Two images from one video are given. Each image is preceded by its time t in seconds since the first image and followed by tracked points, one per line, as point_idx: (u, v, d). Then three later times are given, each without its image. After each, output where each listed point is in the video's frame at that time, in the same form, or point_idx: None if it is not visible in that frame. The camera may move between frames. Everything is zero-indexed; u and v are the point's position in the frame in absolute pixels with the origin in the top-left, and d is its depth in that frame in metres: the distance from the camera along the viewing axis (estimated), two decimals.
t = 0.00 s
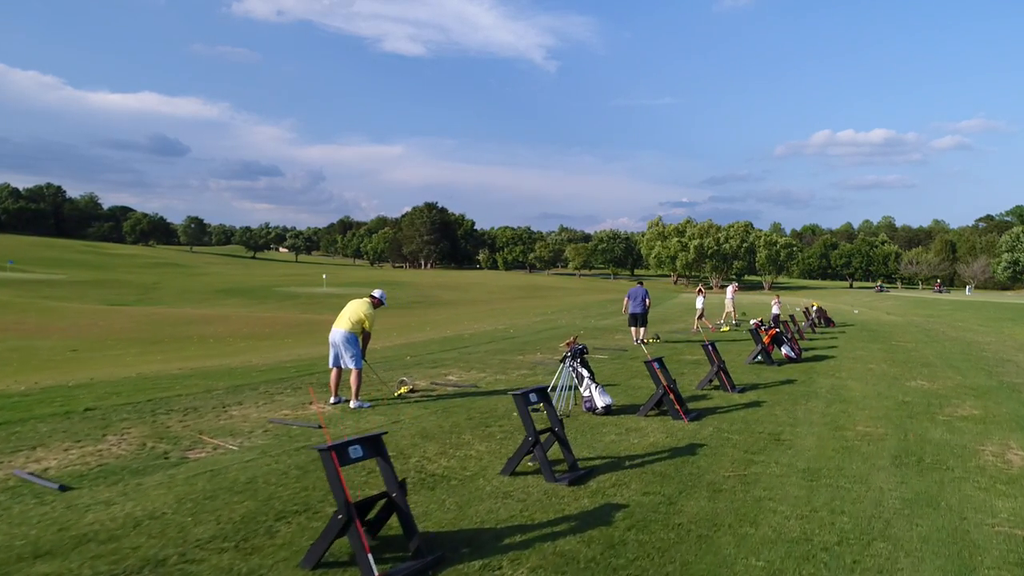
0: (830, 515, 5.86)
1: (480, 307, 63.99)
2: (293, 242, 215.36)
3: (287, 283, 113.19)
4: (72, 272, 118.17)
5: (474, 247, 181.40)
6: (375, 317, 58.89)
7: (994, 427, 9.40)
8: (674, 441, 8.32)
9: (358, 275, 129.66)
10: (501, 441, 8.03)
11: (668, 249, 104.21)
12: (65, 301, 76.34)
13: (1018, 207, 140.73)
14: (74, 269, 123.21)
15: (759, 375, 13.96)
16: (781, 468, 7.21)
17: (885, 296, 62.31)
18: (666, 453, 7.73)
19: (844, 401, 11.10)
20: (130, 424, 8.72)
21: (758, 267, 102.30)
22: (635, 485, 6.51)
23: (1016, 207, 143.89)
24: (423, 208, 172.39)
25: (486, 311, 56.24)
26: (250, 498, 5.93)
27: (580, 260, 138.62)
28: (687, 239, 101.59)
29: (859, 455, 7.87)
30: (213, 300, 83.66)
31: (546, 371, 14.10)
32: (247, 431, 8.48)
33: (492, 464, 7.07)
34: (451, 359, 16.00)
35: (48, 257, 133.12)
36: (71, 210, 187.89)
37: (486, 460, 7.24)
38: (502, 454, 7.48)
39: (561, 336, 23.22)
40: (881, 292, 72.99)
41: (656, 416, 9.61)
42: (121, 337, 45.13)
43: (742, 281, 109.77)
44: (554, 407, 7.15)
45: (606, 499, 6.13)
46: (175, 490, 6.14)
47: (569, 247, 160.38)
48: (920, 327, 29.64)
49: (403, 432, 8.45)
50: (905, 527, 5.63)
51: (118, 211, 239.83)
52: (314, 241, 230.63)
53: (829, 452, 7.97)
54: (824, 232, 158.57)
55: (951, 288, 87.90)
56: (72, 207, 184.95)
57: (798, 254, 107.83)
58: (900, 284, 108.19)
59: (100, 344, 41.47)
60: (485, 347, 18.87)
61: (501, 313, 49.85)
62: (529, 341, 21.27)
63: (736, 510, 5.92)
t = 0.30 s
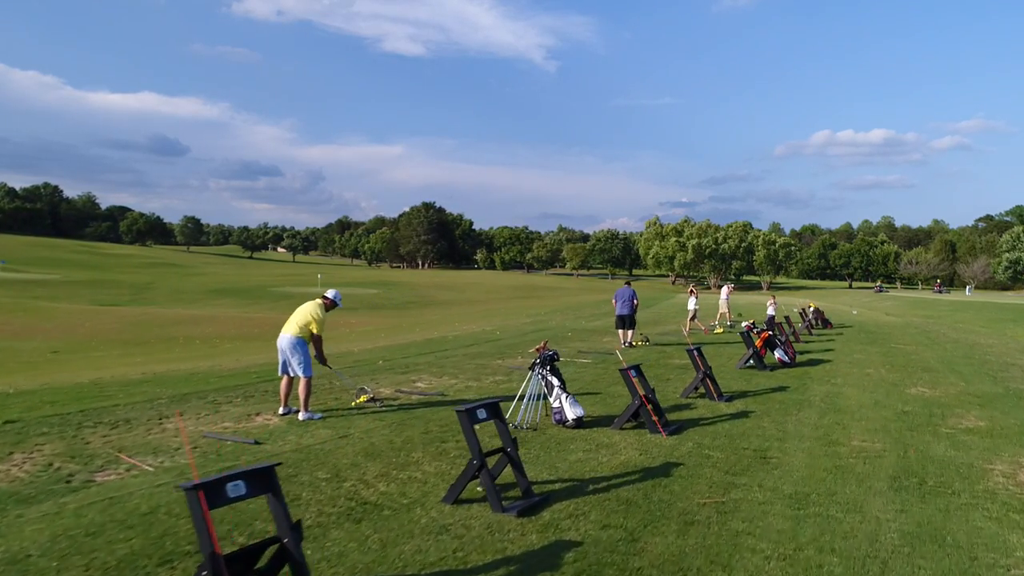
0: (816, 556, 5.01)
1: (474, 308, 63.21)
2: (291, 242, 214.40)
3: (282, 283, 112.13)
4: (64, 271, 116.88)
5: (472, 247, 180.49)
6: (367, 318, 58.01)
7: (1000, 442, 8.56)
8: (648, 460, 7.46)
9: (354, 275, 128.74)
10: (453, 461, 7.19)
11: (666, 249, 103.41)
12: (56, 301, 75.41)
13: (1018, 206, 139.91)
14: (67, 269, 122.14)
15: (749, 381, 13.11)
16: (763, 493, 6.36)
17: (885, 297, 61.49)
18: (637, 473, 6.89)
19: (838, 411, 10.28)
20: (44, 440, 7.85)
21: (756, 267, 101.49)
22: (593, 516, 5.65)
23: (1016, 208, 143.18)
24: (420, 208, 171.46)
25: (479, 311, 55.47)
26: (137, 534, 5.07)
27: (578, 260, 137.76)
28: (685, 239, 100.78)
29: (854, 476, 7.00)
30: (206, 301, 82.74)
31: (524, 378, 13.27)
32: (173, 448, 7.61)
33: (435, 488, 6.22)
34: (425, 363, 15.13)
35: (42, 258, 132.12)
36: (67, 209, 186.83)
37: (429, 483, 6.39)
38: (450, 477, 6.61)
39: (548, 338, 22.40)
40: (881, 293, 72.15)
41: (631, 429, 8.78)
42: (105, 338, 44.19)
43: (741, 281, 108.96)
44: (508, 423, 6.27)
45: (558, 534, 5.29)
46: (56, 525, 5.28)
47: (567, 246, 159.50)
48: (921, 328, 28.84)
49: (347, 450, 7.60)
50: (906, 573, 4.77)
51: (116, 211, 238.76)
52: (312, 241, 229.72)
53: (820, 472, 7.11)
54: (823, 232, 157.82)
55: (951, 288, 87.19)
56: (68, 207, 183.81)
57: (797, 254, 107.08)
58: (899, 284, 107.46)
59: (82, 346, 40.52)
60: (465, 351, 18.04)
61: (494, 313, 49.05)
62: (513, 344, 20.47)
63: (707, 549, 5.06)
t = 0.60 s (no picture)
0: None
1: (467, 309, 62.31)
2: (288, 242, 213.31)
3: (277, 283, 111.04)
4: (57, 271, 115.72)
5: (469, 247, 179.49)
6: (359, 318, 57.05)
7: (1011, 461, 7.69)
8: (617, 484, 6.59)
9: (351, 275, 127.77)
10: (393, 486, 6.32)
11: (664, 249, 102.57)
12: (45, 302, 74.36)
13: (1019, 207, 139.15)
14: (60, 268, 121.00)
15: (738, 388, 12.20)
16: (742, 528, 5.50)
17: (884, 297, 60.64)
18: (600, 502, 6.03)
19: (832, 423, 9.42)
20: None
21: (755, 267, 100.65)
22: (538, 559, 4.78)
23: (1016, 208, 142.40)
24: (418, 207, 170.46)
25: (472, 312, 54.61)
26: None
27: (576, 259, 136.85)
28: (683, 239, 99.91)
29: (848, 504, 6.13)
30: (199, 301, 81.72)
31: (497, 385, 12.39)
32: (78, 471, 6.73)
33: (360, 522, 5.36)
34: (395, 369, 14.20)
35: (36, 257, 131.01)
36: (63, 209, 185.65)
37: (356, 516, 5.52)
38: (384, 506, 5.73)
39: (534, 340, 21.52)
40: (880, 293, 71.33)
41: (603, 446, 7.92)
42: (88, 339, 43.19)
43: (740, 281, 108.11)
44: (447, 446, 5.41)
45: None
46: None
47: (565, 246, 158.60)
48: (921, 329, 28.03)
49: (277, 472, 6.73)
50: None
51: (112, 211, 237.50)
52: (309, 241, 228.61)
53: (810, 499, 6.24)
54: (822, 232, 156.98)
55: (952, 288, 86.39)
56: (64, 206, 182.47)
57: (796, 254, 106.24)
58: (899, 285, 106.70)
59: (63, 347, 39.56)
60: (443, 354, 17.16)
61: (486, 314, 48.16)
62: (495, 346, 19.60)
63: None
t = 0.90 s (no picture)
0: None
1: (462, 309, 61.45)
2: (285, 241, 212.35)
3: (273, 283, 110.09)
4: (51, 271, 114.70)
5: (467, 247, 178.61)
6: (351, 319, 56.14)
7: None
8: (575, 516, 5.69)
9: (347, 275, 126.89)
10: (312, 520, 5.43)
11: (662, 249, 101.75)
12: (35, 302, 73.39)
13: (1019, 207, 138.30)
14: (54, 268, 119.99)
15: (725, 396, 11.30)
16: None
17: (883, 297, 59.69)
18: (550, 540, 5.14)
19: (827, 439, 8.53)
20: None
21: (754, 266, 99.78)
22: None
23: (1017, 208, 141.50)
24: (415, 207, 169.59)
25: (466, 312, 53.78)
26: None
27: (574, 259, 136.04)
28: (681, 238, 99.09)
29: (841, 544, 5.23)
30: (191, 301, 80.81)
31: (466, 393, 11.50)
32: None
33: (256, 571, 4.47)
34: (361, 375, 13.28)
35: (31, 257, 130.07)
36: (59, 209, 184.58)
37: (255, 563, 4.62)
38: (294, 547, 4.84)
39: (519, 342, 20.65)
40: (880, 292, 70.47)
41: (566, 466, 7.05)
42: (72, 340, 42.24)
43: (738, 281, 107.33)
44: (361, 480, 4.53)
45: None
46: None
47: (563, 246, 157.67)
48: (922, 331, 27.18)
49: (186, 501, 5.85)
50: None
51: (109, 211, 236.32)
52: (307, 241, 227.65)
53: (795, 536, 5.35)
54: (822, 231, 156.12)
55: (952, 288, 85.53)
56: (60, 206, 181.32)
57: (795, 253, 105.39)
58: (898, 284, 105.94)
59: (44, 348, 38.65)
60: (419, 358, 16.29)
61: (479, 314, 47.32)
62: (477, 349, 18.72)
63: None
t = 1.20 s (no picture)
0: None
1: (455, 309, 60.41)
2: (282, 241, 210.92)
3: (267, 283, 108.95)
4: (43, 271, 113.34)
5: (464, 246, 177.54)
6: (342, 319, 55.11)
7: None
8: (515, 562, 4.78)
9: (343, 275, 125.85)
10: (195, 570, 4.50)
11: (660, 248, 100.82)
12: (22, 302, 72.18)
13: (1019, 207, 137.50)
14: (46, 268, 118.65)
15: (711, 407, 10.39)
16: None
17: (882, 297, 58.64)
18: None
19: (820, 457, 7.61)
20: None
21: (752, 266, 98.87)
22: None
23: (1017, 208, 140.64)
24: (412, 206, 168.47)
25: (458, 312, 52.78)
26: None
27: (571, 259, 135.00)
28: (679, 238, 98.16)
29: None
30: (182, 301, 79.62)
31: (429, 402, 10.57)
32: None
33: None
34: (321, 382, 12.33)
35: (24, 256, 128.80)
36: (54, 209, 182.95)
37: None
38: None
39: (501, 345, 19.70)
40: (879, 293, 69.62)
41: (519, 494, 6.14)
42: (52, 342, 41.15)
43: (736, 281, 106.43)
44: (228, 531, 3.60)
45: None
46: None
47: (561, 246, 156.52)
48: (922, 332, 26.32)
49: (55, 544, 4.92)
50: None
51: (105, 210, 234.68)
52: (304, 241, 226.36)
53: None
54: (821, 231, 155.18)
55: (952, 288, 84.61)
56: (54, 206, 179.70)
57: (794, 253, 104.52)
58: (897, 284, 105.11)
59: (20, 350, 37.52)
60: (391, 363, 15.35)
61: (470, 314, 46.34)
62: (455, 352, 17.78)
63: None
